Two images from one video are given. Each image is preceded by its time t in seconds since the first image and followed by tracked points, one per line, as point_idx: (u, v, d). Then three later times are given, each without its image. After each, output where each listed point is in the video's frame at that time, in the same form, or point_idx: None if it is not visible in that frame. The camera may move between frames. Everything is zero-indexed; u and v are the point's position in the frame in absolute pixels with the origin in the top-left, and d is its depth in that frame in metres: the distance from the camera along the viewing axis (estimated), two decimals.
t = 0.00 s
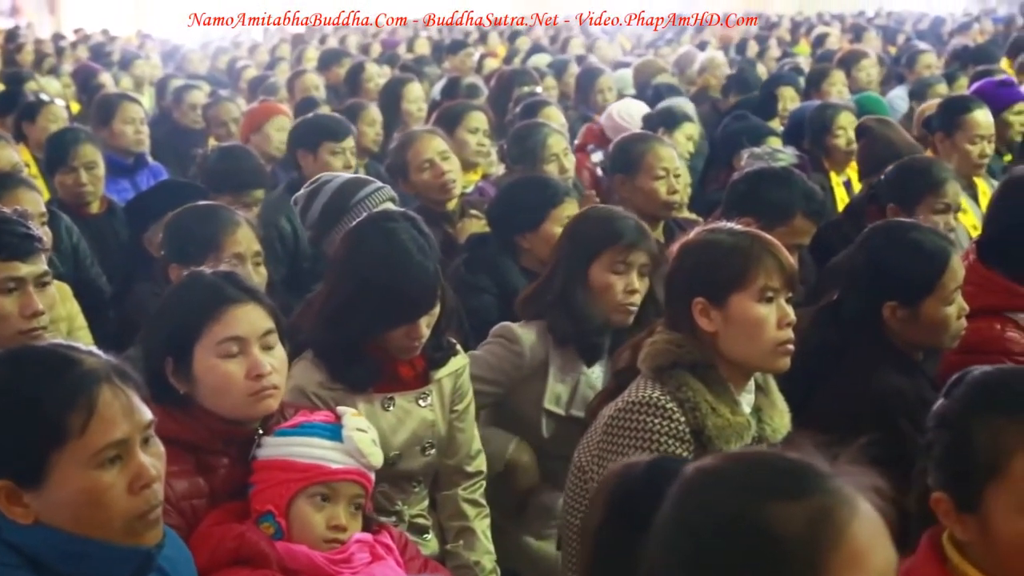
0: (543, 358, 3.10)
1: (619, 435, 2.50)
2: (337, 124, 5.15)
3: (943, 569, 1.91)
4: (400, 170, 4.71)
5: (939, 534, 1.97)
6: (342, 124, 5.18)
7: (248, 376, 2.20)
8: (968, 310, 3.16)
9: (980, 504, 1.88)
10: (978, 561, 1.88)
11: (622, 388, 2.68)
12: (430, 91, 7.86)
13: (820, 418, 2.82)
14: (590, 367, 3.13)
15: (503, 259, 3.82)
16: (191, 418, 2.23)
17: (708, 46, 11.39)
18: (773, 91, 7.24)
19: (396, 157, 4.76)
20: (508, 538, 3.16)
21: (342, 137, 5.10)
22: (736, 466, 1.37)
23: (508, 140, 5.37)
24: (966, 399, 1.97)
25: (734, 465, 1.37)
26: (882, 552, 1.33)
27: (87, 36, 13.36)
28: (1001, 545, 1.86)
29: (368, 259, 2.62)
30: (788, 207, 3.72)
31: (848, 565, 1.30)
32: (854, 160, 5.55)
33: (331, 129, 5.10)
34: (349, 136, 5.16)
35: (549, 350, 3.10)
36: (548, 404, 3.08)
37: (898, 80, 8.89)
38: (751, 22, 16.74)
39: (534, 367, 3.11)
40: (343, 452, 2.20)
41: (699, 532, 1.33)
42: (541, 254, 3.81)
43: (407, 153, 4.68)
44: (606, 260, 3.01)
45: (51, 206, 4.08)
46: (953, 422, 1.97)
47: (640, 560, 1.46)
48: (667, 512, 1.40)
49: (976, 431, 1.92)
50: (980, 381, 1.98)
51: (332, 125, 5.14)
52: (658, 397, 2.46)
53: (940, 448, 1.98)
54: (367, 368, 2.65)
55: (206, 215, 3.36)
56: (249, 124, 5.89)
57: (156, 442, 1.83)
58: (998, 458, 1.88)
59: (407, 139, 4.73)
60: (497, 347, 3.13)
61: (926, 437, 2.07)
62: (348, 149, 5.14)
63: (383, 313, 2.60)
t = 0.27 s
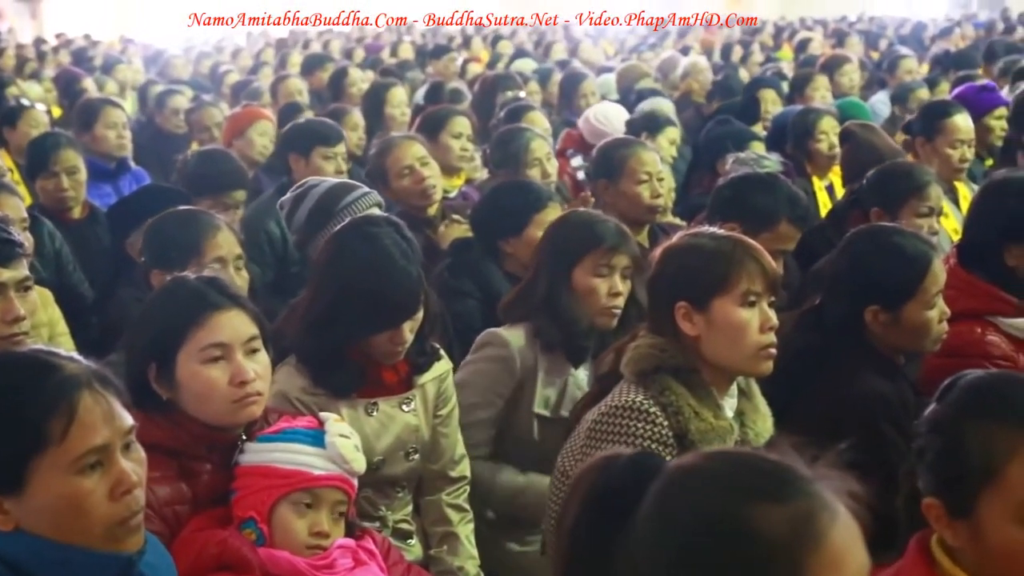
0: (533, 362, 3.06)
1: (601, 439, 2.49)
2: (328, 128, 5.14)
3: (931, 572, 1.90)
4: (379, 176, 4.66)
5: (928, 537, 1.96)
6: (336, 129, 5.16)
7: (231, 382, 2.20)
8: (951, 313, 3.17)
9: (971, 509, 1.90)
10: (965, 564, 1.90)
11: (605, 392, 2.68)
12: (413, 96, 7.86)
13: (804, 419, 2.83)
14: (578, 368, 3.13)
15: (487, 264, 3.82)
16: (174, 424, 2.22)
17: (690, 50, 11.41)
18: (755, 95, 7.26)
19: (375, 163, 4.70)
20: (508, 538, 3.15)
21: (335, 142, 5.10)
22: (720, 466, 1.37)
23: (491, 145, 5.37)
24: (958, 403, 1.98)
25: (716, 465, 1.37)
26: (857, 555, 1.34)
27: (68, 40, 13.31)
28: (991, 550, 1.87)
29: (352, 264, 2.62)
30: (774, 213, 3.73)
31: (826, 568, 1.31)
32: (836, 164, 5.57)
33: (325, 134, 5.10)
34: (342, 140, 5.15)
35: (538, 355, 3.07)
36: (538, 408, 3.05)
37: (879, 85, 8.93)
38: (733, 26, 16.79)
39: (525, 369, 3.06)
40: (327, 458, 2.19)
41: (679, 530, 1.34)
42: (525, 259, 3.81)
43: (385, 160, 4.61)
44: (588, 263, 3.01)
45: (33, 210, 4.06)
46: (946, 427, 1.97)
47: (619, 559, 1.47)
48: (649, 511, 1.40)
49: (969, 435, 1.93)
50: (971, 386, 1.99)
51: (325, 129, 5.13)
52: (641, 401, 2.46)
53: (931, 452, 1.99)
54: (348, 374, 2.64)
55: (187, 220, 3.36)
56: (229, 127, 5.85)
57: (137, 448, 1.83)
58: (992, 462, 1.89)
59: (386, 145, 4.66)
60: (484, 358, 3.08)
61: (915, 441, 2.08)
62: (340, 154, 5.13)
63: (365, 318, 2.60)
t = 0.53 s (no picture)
0: (520, 362, 3.07)
1: (582, 443, 2.49)
2: (309, 134, 5.14)
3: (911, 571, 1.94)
4: (358, 180, 4.64)
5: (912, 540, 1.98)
6: (316, 135, 5.16)
7: (221, 389, 2.20)
8: (929, 317, 3.19)
9: (954, 516, 1.90)
10: (948, 569, 1.91)
11: (586, 396, 2.68)
12: (395, 100, 7.86)
13: (787, 422, 2.83)
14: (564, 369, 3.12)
15: (468, 268, 3.82)
16: (161, 430, 2.22)
17: (670, 55, 11.44)
18: (735, 99, 7.28)
19: (354, 167, 4.69)
20: (502, 544, 3.14)
21: (314, 147, 5.10)
22: (706, 464, 1.38)
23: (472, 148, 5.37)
24: (942, 410, 1.99)
25: (704, 464, 1.39)
26: (840, 550, 1.34)
27: (46, 44, 13.26)
28: (974, 555, 1.87)
29: (336, 268, 2.62)
30: (765, 223, 3.74)
31: (810, 561, 1.31)
32: (817, 168, 5.59)
33: (304, 140, 5.09)
34: (321, 146, 5.15)
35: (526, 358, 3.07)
36: (526, 409, 3.06)
37: (858, 89, 8.97)
38: (712, 31, 16.84)
39: (514, 370, 3.06)
40: (317, 466, 2.18)
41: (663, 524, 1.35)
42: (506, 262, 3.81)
43: (365, 164, 4.60)
44: (569, 264, 3.01)
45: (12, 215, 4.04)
46: (930, 431, 1.99)
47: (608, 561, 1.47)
48: (635, 511, 1.41)
49: (954, 439, 1.94)
50: (955, 392, 2.01)
51: (303, 135, 5.11)
52: (622, 405, 2.46)
53: (914, 457, 2.00)
54: (327, 381, 2.64)
55: (165, 224, 3.35)
56: (209, 132, 5.86)
57: (116, 454, 1.82)
58: (976, 468, 1.89)
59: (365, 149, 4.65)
60: (471, 360, 3.07)
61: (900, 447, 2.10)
62: (319, 161, 5.12)
63: (347, 322, 2.59)
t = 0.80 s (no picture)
0: (507, 367, 3.07)
1: (563, 447, 2.49)
2: (285, 145, 5.11)
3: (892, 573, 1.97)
4: (339, 184, 4.64)
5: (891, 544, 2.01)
6: (293, 146, 5.14)
7: (202, 401, 2.19)
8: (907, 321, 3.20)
9: (931, 520, 1.92)
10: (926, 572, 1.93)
11: (567, 400, 2.68)
12: (375, 104, 7.85)
13: (767, 423, 2.85)
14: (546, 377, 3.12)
15: (449, 272, 3.82)
16: (140, 439, 2.21)
17: (651, 59, 11.46)
18: (715, 103, 7.30)
19: (335, 171, 4.69)
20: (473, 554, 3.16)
21: (285, 161, 5.06)
22: (700, 467, 1.39)
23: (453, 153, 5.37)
24: (920, 416, 2.00)
25: (698, 467, 1.40)
26: (833, 551, 1.34)
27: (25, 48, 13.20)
28: (950, 558, 1.89)
29: (318, 274, 2.61)
30: (770, 238, 3.62)
31: (799, 562, 1.31)
32: (796, 172, 5.61)
33: (279, 153, 5.06)
34: (295, 158, 5.12)
35: (510, 364, 3.07)
36: (511, 412, 3.05)
37: (837, 93, 9.00)
38: (693, 35, 16.88)
39: (501, 373, 3.06)
40: (298, 473, 2.17)
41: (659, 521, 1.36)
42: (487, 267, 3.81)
43: (346, 168, 4.60)
44: (551, 268, 3.03)
45: None
46: (908, 435, 2.00)
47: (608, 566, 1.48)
48: (632, 514, 1.42)
49: (928, 442, 1.96)
50: (932, 397, 2.01)
51: (280, 147, 5.08)
52: (602, 409, 2.47)
53: (891, 461, 2.01)
54: (311, 384, 2.63)
55: (140, 228, 3.33)
56: (190, 134, 5.86)
57: (94, 459, 1.82)
58: (950, 475, 1.90)
59: (346, 153, 4.65)
60: (458, 363, 3.06)
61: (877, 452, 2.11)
62: (291, 173, 5.09)
63: (327, 329, 2.59)
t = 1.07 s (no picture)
0: (489, 372, 3.06)
1: (543, 450, 2.49)
2: (258, 156, 5.03)
3: None
4: (319, 188, 4.64)
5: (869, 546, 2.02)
6: (264, 157, 5.07)
7: (172, 406, 2.18)
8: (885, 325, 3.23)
9: (910, 524, 1.93)
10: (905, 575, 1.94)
11: (547, 404, 2.69)
12: (355, 107, 7.85)
13: (748, 426, 2.86)
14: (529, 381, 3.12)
15: (428, 276, 3.82)
16: (111, 444, 2.21)
17: (631, 63, 11.48)
18: (695, 107, 7.32)
19: (314, 174, 4.68)
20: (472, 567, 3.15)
21: (257, 171, 4.98)
22: (680, 476, 1.54)
23: (433, 156, 5.37)
24: (896, 418, 2.01)
25: (681, 478, 1.53)
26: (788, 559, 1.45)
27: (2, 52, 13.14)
28: (928, 561, 1.90)
29: (295, 279, 2.61)
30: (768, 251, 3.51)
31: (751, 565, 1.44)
32: (775, 176, 5.62)
33: (250, 164, 4.97)
34: (267, 169, 5.05)
35: (491, 371, 3.06)
36: (494, 420, 3.05)
37: (817, 97, 9.03)
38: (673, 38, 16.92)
39: (483, 380, 3.05)
40: (268, 476, 2.16)
41: (644, 529, 1.50)
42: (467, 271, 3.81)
43: (326, 172, 4.60)
44: (529, 274, 3.04)
45: None
46: (886, 438, 2.00)
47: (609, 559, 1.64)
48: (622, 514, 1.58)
49: (907, 445, 1.97)
50: (907, 400, 2.03)
51: (251, 157, 5.00)
52: (582, 413, 2.46)
53: (870, 465, 2.01)
54: (291, 389, 2.63)
55: (111, 235, 3.32)
56: (168, 141, 5.86)
57: (72, 465, 1.81)
58: (928, 479, 1.91)
59: (326, 157, 4.66)
60: (440, 369, 3.06)
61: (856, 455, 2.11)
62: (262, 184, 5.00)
63: (305, 334, 2.58)
